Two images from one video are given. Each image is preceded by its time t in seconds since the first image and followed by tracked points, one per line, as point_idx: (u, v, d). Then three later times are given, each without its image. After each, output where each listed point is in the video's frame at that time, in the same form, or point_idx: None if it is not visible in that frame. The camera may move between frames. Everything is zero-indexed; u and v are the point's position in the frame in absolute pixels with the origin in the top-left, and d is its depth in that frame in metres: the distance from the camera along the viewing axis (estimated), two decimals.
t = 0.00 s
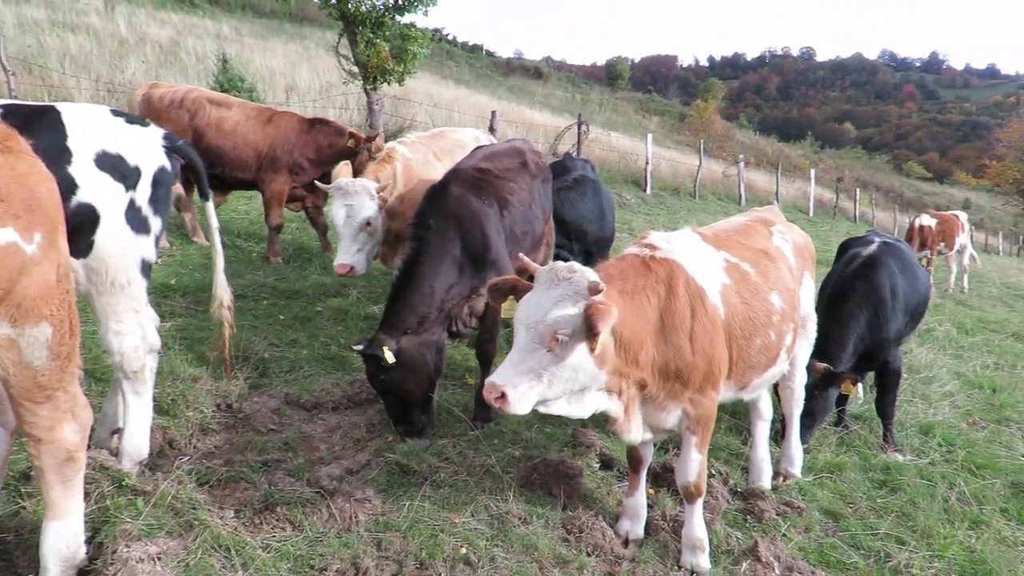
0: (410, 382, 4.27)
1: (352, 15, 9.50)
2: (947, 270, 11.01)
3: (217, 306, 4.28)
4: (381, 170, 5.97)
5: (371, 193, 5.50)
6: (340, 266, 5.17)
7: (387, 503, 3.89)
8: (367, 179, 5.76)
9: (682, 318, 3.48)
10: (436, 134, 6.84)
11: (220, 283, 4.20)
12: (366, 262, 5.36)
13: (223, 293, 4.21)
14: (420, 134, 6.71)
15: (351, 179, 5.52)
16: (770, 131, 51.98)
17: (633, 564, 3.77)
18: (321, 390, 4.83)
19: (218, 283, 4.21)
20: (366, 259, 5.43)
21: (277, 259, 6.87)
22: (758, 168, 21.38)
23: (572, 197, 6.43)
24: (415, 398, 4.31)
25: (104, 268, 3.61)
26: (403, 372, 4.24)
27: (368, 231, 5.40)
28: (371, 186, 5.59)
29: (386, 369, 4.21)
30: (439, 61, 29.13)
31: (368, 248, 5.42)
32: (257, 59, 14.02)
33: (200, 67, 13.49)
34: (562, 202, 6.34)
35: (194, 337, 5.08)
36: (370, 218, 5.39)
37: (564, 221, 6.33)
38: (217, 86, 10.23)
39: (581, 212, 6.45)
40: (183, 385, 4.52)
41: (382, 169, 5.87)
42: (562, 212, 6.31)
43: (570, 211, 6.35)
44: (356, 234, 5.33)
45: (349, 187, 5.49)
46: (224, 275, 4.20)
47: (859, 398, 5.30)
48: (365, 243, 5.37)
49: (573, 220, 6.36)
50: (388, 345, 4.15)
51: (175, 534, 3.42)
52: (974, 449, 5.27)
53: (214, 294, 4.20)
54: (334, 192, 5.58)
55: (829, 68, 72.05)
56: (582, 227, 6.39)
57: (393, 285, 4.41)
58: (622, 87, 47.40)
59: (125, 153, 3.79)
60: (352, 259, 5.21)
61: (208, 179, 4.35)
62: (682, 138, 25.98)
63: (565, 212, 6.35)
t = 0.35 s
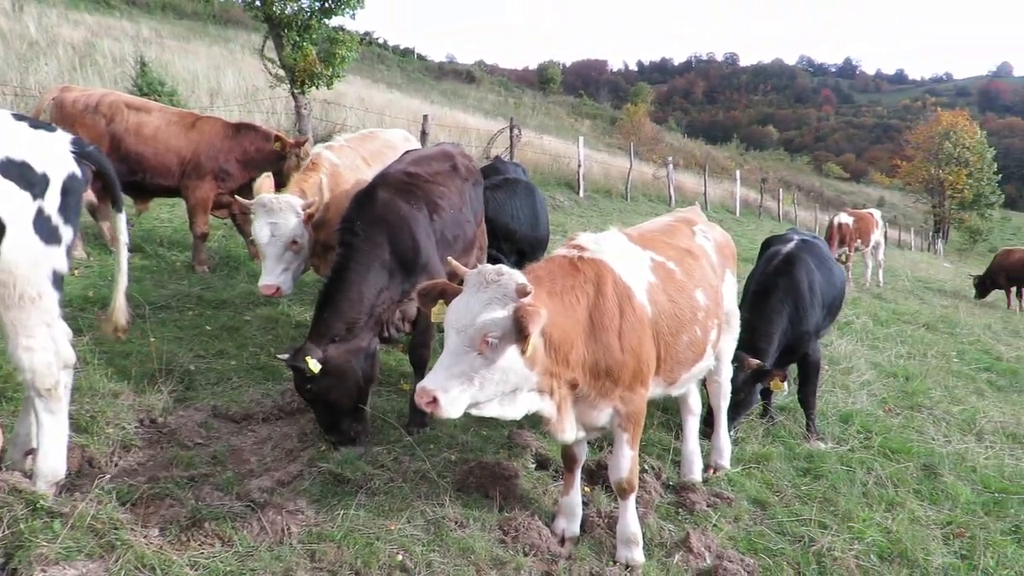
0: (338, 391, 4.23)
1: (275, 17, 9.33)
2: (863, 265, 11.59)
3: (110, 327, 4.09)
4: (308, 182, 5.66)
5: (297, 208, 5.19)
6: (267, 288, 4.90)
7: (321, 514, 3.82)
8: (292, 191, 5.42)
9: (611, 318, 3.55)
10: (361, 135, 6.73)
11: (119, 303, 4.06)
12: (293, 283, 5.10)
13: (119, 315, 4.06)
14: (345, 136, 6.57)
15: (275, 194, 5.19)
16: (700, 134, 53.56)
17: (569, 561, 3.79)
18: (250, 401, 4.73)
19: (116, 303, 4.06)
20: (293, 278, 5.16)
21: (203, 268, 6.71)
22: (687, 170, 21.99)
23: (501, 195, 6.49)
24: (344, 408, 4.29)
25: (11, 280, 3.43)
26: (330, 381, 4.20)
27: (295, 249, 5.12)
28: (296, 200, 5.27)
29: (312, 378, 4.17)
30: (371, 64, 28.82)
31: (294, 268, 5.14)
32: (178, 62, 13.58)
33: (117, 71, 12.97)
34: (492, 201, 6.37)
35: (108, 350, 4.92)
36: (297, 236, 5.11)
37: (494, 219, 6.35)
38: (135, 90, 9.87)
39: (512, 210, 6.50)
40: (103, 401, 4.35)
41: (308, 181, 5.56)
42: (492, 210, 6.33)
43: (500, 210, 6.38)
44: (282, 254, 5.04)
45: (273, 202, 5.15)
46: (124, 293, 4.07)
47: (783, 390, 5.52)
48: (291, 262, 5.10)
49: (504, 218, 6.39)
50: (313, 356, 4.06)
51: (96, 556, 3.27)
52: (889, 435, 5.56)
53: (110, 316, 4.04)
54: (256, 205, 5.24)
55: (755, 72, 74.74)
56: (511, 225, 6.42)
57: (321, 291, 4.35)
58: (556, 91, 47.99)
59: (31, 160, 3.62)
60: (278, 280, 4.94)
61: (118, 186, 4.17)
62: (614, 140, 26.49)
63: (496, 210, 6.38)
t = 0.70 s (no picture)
0: (279, 391, 4.16)
1: (209, 19, 9.11)
2: (796, 264, 12.03)
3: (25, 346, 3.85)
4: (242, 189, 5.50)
5: (234, 218, 5.05)
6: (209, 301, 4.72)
7: (259, 524, 3.74)
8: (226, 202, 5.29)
9: (547, 319, 3.61)
10: (295, 138, 6.62)
11: (38, 317, 3.87)
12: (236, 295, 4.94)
13: (38, 330, 3.86)
14: (279, 138, 6.46)
15: (210, 204, 5.03)
16: (642, 138, 54.62)
17: (513, 561, 3.82)
18: (185, 412, 4.62)
19: (35, 316, 3.86)
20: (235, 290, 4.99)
21: (134, 276, 6.50)
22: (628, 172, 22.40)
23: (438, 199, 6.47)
24: (288, 410, 4.22)
25: None
26: (269, 387, 4.12)
27: (236, 260, 4.97)
28: (233, 210, 5.13)
29: (250, 384, 4.06)
30: (311, 67, 28.42)
31: (235, 279, 4.99)
32: (107, 64, 13.14)
33: (40, 73, 12.45)
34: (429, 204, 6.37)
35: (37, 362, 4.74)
36: (238, 246, 4.97)
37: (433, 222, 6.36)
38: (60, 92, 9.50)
39: (451, 213, 6.50)
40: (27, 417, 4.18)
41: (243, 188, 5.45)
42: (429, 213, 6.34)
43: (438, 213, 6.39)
44: (223, 265, 4.88)
45: (208, 213, 4.99)
46: (45, 305, 3.89)
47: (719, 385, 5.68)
48: (234, 274, 4.94)
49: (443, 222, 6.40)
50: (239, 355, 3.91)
51: None
52: (820, 426, 5.77)
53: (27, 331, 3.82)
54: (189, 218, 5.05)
55: (694, 77, 76.68)
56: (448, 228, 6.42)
57: (255, 297, 4.29)
58: (499, 95, 48.22)
59: None
60: (222, 293, 4.78)
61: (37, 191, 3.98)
62: (557, 143, 26.78)
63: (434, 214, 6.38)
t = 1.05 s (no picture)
0: (219, 395, 4.04)
1: (148, 12, 8.80)
2: (741, 259, 12.35)
3: None
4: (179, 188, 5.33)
5: (173, 223, 4.87)
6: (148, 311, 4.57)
7: (202, 528, 3.66)
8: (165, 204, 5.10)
9: (493, 316, 3.64)
10: (232, 135, 6.49)
11: None
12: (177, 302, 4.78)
13: None
14: (215, 135, 6.32)
15: (146, 209, 4.86)
16: (593, 135, 55.16)
17: (461, 556, 3.83)
18: (123, 415, 4.49)
19: None
20: (176, 297, 4.83)
21: (69, 276, 6.27)
22: (578, 170, 22.59)
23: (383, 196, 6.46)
24: (227, 413, 4.11)
25: None
26: (209, 387, 4.01)
27: (175, 265, 4.80)
28: (171, 214, 4.97)
29: (189, 387, 3.97)
30: (257, 62, 27.80)
31: (175, 286, 4.82)
32: (39, 56, 12.61)
33: None
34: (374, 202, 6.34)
35: None
36: (177, 252, 4.81)
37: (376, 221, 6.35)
38: None
39: (396, 212, 6.49)
40: None
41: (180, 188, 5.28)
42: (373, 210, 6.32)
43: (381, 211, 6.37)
44: (162, 271, 4.71)
45: (145, 218, 4.81)
46: None
47: (665, 378, 5.79)
48: (173, 280, 4.78)
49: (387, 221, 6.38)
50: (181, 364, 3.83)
51: None
52: (763, 416, 5.92)
53: None
54: (124, 223, 4.86)
55: (644, 76, 77.77)
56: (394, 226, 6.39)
57: (196, 296, 4.17)
58: (450, 92, 48.07)
59: None
60: (161, 301, 4.62)
61: None
62: (508, 141, 26.84)
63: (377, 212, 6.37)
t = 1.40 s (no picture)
0: (161, 407, 3.96)
1: (92, 11, 8.51)
2: (696, 258, 12.55)
3: None
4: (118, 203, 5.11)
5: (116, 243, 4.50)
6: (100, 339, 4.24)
7: (147, 538, 3.57)
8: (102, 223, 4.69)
9: (442, 318, 3.64)
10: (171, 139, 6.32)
11: None
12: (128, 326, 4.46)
13: None
14: (150, 141, 6.06)
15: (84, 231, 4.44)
16: (553, 137, 55.43)
17: (414, 560, 3.81)
18: (65, 426, 4.37)
19: None
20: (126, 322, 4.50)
21: (9, 284, 6.07)
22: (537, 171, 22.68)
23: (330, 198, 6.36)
24: (172, 422, 4.04)
25: None
26: (151, 397, 3.92)
27: (123, 289, 4.45)
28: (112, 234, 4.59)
29: (132, 397, 3.87)
30: (209, 61, 27.24)
31: (124, 309, 4.49)
32: None
33: None
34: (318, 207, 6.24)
35: None
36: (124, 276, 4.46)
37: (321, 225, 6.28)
38: None
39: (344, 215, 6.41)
40: None
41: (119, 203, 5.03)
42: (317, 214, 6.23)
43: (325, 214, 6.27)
44: (110, 297, 4.36)
45: (84, 240, 4.40)
46: None
47: (619, 377, 5.85)
48: (123, 305, 4.43)
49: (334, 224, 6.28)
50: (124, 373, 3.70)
51: None
52: (715, 412, 6.03)
53: None
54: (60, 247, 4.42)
55: (604, 77, 78.47)
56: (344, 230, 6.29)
57: (139, 305, 4.10)
58: (408, 92, 47.75)
59: None
60: (114, 329, 4.31)
61: None
62: (467, 141, 26.82)
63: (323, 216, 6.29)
